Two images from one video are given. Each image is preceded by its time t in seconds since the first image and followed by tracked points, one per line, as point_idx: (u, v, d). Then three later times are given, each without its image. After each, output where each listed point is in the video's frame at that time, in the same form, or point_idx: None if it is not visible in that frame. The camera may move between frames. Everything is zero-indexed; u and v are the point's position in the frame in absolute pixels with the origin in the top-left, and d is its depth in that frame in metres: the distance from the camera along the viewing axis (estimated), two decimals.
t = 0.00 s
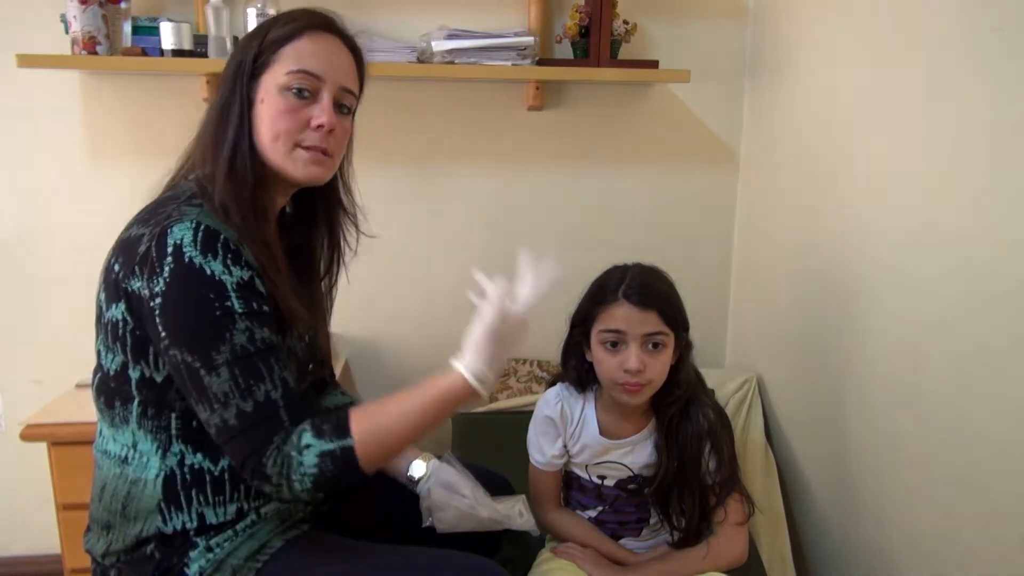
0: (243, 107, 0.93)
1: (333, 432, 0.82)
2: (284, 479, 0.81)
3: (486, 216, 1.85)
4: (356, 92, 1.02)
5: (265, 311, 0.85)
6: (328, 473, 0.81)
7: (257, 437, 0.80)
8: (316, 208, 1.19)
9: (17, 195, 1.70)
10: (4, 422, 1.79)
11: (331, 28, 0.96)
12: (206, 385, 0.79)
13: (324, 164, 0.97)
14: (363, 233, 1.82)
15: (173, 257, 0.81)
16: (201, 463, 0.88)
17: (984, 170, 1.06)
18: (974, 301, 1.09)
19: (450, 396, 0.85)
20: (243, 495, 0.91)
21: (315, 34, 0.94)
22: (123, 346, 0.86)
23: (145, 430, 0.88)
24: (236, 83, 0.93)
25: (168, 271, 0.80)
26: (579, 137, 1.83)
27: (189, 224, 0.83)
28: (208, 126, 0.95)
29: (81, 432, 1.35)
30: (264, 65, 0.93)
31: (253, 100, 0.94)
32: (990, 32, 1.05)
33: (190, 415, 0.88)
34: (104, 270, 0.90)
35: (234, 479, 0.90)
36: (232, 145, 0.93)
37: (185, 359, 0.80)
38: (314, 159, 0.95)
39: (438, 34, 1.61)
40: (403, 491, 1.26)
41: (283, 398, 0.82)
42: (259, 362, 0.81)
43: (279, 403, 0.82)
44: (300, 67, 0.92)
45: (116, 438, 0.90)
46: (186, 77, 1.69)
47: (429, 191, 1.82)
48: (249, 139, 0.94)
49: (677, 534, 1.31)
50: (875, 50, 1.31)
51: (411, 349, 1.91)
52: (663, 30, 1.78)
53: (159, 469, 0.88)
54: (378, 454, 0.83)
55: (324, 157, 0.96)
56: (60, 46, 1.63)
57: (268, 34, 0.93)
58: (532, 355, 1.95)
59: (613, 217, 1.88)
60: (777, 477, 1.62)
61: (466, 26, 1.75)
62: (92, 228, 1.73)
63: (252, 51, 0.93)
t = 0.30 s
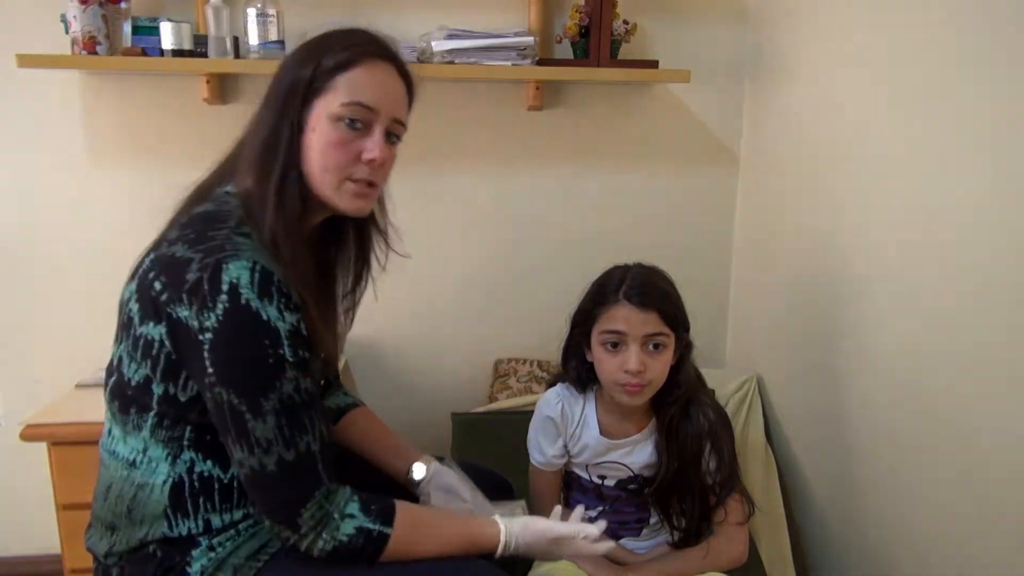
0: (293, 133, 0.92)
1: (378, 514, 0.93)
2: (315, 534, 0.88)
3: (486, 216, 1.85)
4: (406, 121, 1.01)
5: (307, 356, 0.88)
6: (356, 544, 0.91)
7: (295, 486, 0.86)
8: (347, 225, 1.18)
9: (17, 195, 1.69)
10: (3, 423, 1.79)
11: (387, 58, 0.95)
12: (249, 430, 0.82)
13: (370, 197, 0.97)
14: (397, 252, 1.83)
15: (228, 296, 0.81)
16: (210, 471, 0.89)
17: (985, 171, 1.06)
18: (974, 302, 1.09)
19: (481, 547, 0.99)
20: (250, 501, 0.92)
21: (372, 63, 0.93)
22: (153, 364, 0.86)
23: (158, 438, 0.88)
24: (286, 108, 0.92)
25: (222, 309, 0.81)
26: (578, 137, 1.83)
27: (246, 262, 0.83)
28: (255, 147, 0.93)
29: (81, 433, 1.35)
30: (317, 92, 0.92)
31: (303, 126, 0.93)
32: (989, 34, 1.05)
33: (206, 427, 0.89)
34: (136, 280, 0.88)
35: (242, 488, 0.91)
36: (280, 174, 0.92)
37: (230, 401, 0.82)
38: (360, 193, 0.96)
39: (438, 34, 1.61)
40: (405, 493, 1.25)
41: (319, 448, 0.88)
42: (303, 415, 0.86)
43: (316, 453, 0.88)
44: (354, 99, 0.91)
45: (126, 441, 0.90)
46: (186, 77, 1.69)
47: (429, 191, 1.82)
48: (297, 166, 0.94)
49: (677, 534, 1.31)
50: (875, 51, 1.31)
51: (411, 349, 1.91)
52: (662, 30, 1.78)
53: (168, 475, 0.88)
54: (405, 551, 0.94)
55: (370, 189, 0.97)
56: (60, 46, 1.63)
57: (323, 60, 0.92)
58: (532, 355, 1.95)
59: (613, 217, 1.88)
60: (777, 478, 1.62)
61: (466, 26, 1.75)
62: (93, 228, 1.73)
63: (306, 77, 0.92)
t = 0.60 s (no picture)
0: (344, 155, 0.90)
1: (397, 528, 0.94)
2: (333, 553, 0.88)
3: (486, 216, 1.85)
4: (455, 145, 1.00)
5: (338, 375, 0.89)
6: (373, 561, 0.91)
7: (319, 504, 0.86)
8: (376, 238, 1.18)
9: (17, 195, 1.70)
10: (3, 423, 1.79)
11: (443, 83, 0.93)
12: (280, 448, 0.82)
13: (412, 223, 0.97)
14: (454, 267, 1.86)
15: (266, 311, 0.81)
16: (227, 479, 0.90)
17: (984, 169, 1.06)
18: (974, 302, 1.09)
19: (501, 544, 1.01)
20: (263, 511, 0.93)
21: (428, 90, 0.91)
22: (183, 372, 0.85)
23: (177, 443, 0.88)
24: (337, 128, 0.90)
25: (259, 324, 0.81)
26: (578, 137, 1.83)
27: (286, 279, 0.83)
28: (301, 161, 0.92)
29: (81, 433, 1.35)
30: (371, 115, 0.90)
31: (353, 148, 0.91)
32: (989, 32, 1.05)
33: (226, 436, 0.89)
34: (171, 283, 0.87)
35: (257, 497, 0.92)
36: (331, 195, 0.90)
37: (264, 418, 0.82)
38: (404, 219, 0.95)
39: (438, 33, 1.61)
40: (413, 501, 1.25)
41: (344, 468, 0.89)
42: (332, 434, 0.87)
43: (342, 474, 0.89)
44: (408, 127, 0.90)
45: (145, 441, 0.90)
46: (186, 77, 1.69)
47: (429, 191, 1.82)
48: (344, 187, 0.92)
49: (677, 534, 1.31)
50: (875, 49, 1.31)
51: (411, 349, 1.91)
52: (662, 29, 1.78)
53: (184, 480, 0.88)
54: (423, 562, 0.95)
55: (413, 215, 0.96)
56: (60, 46, 1.63)
57: (379, 84, 0.90)
58: (532, 355, 1.95)
59: (612, 217, 1.88)
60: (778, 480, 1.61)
61: (465, 26, 1.75)
62: (93, 228, 1.73)
63: (360, 99, 0.90)
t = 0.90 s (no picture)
0: (343, 155, 0.91)
1: (400, 525, 0.94)
2: (335, 549, 0.88)
3: (486, 216, 1.85)
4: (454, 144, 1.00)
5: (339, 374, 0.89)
6: (375, 557, 0.91)
7: (322, 502, 0.86)
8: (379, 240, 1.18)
9: (17, 195, 1.70)
10: (3, 423, 1.79)
11: (441, 83, 0.94)
12: (282, 447, 0.82)
13: (410, 222, 0.97)
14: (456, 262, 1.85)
15: (268, 310, 0.81)
16: (227, 479, 0.89)
17: (985, 169, 1.06)
18: (974, 302, 1.09)
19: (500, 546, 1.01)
20: (263, 510, 0.93)
21: (426, 89, 0.91)
22: (183, 371, 0.85)
23: (177, 442, 0.88)
24: (336, 128, 0.90)
25: (261, 323, 0.81)
26: (578, 137, 1.83)
27: (287, 277, 0.83)
28: (301, 161, 0.92)
29: (81, 432, 1.35)
30: (370, 115, 0.91)
31: (353, 147, 0.91)
32: (988, 32, 1.05)
33: (227, 436, 0.89)
34: (170, 284, 0.87)
35: (257, 496, 0.92)
36: (332, 195, 0.90)
37: (266, 417, 0.81)
38: (402, 219, 0.95)
39: (438, 33, 1.61)
40: (411, 498, 1.26)
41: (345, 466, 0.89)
42: (334, 432, 0.87)
43: (344, 471, 0.89)
44: (406, 126, 0.90)
45: (145, 441, 0.90)
46: (186, 77, 1.69)
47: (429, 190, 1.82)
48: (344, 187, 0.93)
49: (676, 534, 1.31)
50: (875, 49, 1.31)
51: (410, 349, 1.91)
52: (662, 29, 1.78)
53: (185, 480, 0.88)
54: (421, 560, 0.94)
55: (412, 215, 0.96)
56: (60, 46, 1.63)
57: (379, 83, 0.90)
58: (532, 355, 1.95)
59: (612, 216, 1.88)
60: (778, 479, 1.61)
61: (465, 26, 1.75)
62: (93, 229, 1.74)
63: (359, 99, 0.90)
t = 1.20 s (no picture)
0: (295, 131, 0.92)
1: (376, 512, 0.94)
2: (310, 531, 0.89)
3: (486, 216, 1.85)
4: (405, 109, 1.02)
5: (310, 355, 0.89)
6: (352, 543, 0.91)
7: (294, 483, 0.87)
8: (350, 226, 1.19)
9: (17, 195, 1.70)
10: (3, 423, 1.79)
11: (383, 49, 0.96)
12: (250, 427, 0.83)
13: (372, 189, 0.98)
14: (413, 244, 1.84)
15: (232, 293, 0.82)
16: (213, 471, 0.90)
17: (985, 170, 1.06)
18: (974, 302, 1.09)
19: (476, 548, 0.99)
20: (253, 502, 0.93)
21: (367, 56, 0.93)
22: (156, 362, 0.86)
23: (160, 438, 0.88)
24: (285, 106, 0.92)
25: (226, 306, 0.82)
26: (579, 137, 1.83)
27: (250, 259, 0.84)
28: (255, 146, 0.93)
29: (80, 432, 1.35)
30: (315, 89, 0.92)
31: (304, 124, 0.93)
32: (988, 33, 1.05)
33: (208, 427, 0.89)
34: (140, 279, 0.89)
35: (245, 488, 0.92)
36: (289, 173, 0.91)
37: (232, 398, 0.82)
38: (363, 185, 0.96)
39: (438, 34, 1.61)
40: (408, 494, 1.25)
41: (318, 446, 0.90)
42: (304, 413, 0.88)
43: (316, 451, 0.89)
44: (352, 93, 0.92)
45: (130, 441, 0.91)
46: (186, 77, 1.69)
47: (429, 191, 1.82)
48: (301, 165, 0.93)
49: (676, 534, 1.31)
50: (876, 50, 1.31)
51: (410, 350, 1.91)
52: (663, 30, 1.78)
53: (171, 475, 0.89)
54: (401, 543, 0.93)
55: (373, 181, 0.97)
56: (60, 46, 1.63)
57: (319, 56, 0.92)
58: (532, 355, 1.95)
59: (612, 216, 1.88)
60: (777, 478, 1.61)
61: (466, 26, 1.75)
62: (94, 229, 1.74)
63: (303, 75, 0.92)
